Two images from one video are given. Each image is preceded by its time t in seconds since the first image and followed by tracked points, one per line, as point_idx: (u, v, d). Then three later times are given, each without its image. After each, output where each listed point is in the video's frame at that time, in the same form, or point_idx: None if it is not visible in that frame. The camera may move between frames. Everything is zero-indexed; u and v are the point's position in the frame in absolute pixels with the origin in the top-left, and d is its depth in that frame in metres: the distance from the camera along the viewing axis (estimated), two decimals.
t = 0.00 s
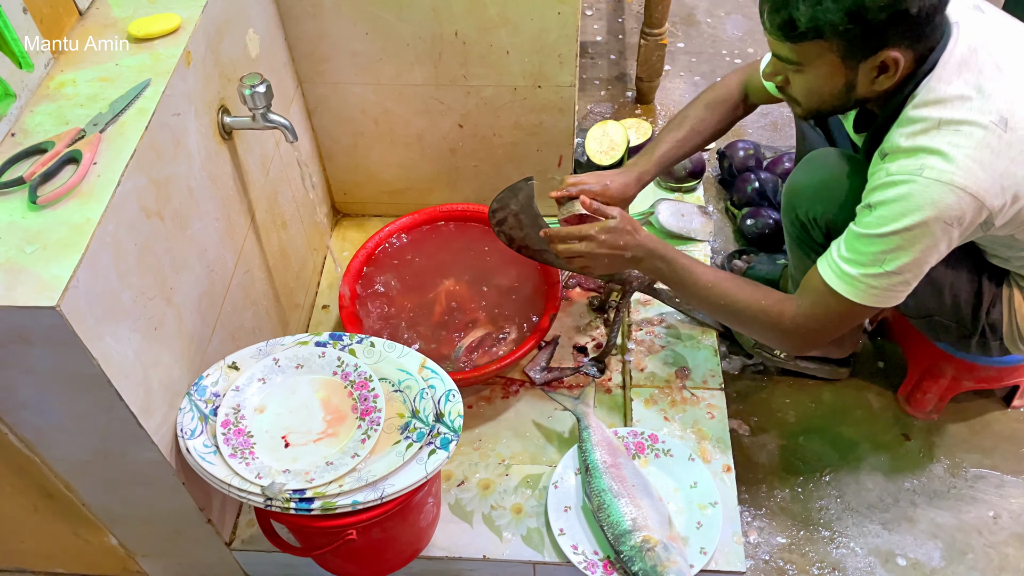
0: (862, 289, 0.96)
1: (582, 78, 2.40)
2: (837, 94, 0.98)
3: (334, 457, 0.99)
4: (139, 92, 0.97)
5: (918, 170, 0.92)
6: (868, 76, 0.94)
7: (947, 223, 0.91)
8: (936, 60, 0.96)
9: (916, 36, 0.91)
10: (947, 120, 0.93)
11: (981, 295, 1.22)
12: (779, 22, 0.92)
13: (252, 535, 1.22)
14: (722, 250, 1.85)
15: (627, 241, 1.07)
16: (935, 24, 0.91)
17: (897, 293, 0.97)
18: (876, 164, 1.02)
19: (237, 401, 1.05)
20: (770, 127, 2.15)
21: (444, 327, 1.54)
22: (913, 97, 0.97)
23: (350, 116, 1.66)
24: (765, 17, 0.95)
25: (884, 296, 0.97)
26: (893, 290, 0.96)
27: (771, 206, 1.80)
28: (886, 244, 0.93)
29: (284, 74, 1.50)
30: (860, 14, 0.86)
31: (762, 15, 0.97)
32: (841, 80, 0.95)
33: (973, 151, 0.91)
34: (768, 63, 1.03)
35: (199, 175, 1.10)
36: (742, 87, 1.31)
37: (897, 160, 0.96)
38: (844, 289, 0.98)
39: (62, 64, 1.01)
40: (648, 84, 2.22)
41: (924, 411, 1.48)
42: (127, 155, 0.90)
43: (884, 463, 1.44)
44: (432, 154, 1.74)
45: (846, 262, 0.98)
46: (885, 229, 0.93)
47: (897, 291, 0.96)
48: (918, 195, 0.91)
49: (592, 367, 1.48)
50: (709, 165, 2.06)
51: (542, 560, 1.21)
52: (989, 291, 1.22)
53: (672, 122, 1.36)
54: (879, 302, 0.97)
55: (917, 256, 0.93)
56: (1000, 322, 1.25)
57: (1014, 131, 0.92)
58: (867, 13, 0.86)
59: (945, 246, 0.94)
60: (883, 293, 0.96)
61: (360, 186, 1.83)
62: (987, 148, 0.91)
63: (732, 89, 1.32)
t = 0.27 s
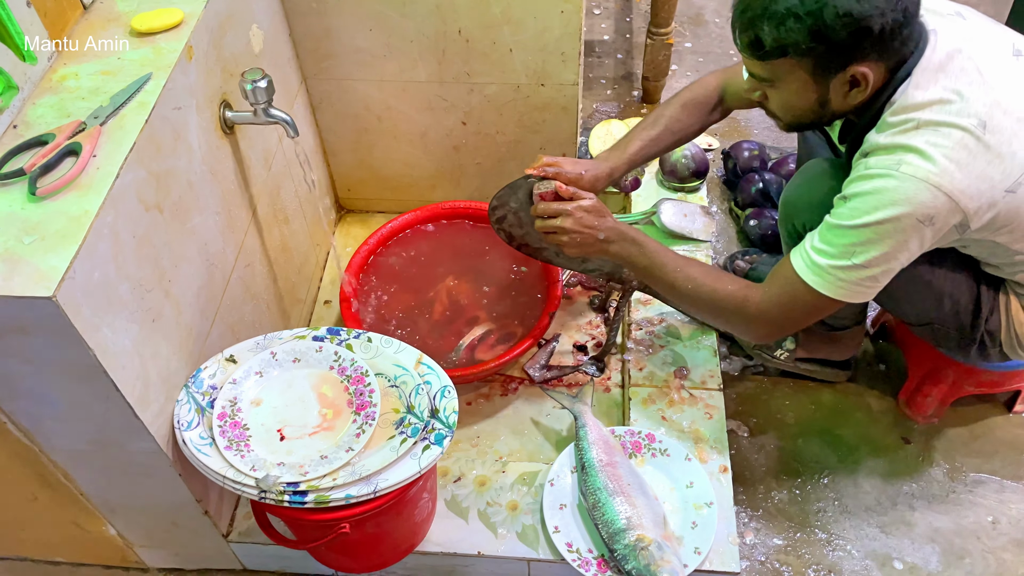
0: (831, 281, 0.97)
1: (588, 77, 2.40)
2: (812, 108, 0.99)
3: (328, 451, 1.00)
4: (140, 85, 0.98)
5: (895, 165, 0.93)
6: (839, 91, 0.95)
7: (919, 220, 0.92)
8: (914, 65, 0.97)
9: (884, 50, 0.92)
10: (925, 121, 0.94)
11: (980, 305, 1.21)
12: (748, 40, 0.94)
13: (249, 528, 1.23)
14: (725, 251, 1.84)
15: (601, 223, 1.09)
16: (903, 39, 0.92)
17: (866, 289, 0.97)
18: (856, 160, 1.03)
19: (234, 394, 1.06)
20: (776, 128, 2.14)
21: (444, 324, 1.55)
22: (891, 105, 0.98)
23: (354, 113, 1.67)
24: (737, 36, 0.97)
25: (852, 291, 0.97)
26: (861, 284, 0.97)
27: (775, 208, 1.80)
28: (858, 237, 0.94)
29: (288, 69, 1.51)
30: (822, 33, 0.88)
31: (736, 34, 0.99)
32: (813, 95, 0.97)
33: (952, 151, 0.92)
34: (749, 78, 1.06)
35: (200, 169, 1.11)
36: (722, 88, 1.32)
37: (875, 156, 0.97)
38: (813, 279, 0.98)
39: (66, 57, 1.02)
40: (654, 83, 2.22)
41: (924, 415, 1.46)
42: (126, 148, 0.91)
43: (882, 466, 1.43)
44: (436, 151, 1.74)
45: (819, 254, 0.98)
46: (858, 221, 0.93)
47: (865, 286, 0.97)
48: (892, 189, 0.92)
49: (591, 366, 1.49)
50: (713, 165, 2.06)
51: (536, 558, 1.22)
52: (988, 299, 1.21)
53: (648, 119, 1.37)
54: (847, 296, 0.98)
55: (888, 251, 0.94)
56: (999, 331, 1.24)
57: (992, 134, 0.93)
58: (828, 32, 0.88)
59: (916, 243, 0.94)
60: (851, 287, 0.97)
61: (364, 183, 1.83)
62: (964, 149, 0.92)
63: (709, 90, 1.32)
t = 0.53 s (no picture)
0: (819, 283, 0.96)
1: (595, 77, 2.39)
2: (795, 126, 1.00)
3: (326, 448, 1.00)
4: (144, 82, 0.99)
5: (881, 168, 0.94)
6: (819, 108, 0.96)
7: (906, 222, 0.91)
8: (895, 74, 0.98)
9: (858, 65, 0.93)
10: (911, 125, 0.94)
11: (983, 313, 1.21)
12: (723, 65, 0.96)
13: (249, 523, 1.24)
14: (729, 253, 1.84)
15: (597, 229, 1.11)
16: (876, 52, 0.93)
17: (856, 294, 0.96)
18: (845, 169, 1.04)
19: (233, 390, 1.06)
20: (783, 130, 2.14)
21: (446, 323, 1.55)
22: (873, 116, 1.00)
23: (359, 111, 1.67)
24: (713, 60, 0.98)
25: (842, 296, 0.96)
26: (851, 288, 0.95)
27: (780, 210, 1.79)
28: (845, 238, 0.93)
29: (294, 67, 1.51)
30: (793, 56, 0.89)
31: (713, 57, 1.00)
32: (794, 114, 0.98)
33: (938, 154, 0.92)
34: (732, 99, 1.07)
35: (203, 166, 1.11)
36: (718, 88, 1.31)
37: (863, 162, 0.98)
38: (802, 282, 0.97)
39: (71, 54, 1.02)
40: (661, 84, 2.21)
41: (926, 420, 1.46)
42: (129, 145, 0.92)
43: (884, 471, 1.43)
44: (440, 150, 1.74)
45: (808, 257, 0.98)
46: (845, 222, 0.93)
47: (855, 290, 0.95)
48: (879, 190, 0.92)
49: (593, 367, 1.49)
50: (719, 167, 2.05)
51: (534, 557, 1.22)
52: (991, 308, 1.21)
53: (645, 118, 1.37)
54: (837, 301, 0.96)
55: (876, 254, 0.93)
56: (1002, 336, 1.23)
57: (978, 137, 0.93)
58: (799, 54, 0.89)
59: (906, 247, 0.93)
60: (840, 292, 0.96)
61: (369, 181, 1.84)
62: (949, 152, 0.92)
63: (705, 89, 1.31)
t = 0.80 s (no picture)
0: (829, 279, 0.95)
1: (603, 79, 2.39)
2: (809, 127, 1.00)
3: (328, 448, 1.00)
4: (150, 81, 0.99)
5: (895, 163, 0.93)
6: (833, 108, 0.95)
7: (919, 218, 0.91)
8: (909, 75, 0.97)
9: (872, 66, 0.92)
10: (928, 121, 0.94)
11: (989, 317, 1.21)
12: (736, 65, 0.95)
13: (251, 521, 1.24)
14: (735, 255, 1.83)
15: (598, 245, 1.12)
16: (891, 53, 0.92)
17: (866, 291, 0.95)
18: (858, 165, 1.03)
19: (236, 388, 1.07)
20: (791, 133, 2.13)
21: (450, 324, 1.55)
22: (889, 114, 0.99)
23: (365, 111, 1.68)
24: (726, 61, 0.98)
25: (853, 293, 0.95)
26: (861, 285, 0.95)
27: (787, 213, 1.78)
28: (857, 234, 0.93)
29: (301, 67, 1.52)
30: (805, 57, 0.88)
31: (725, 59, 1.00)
32: (808, 114, 0.97)
33: (955, 151, 0.91)
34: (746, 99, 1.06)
35: (208, 165, 1.12)
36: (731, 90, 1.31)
37: (876, 157, 0.97)
38: (812, 278, 0.96)
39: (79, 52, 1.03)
40: (668, 86, 2.21)
41: (931, 426, 1.45)
42: (134, 143, 0.92)
43: (889, 476, 1.42)
44: (447, 151, 1.75)
45: (819, 253, 0.97)
46: (858, 218, 0.92)
47: (866, 287, 0.95)
48: (893, 185, 0.91)
49: (597, 368, 1.50)
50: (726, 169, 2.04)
51: (535, 559, 1.21)
52: (997, 312, 1.20)
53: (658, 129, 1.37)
54: (848, 298, 0.96)
55: (887, 250, 0.92)
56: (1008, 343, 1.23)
57: (994, 137, 0.93)
58: (811, 54, 0.88)
59: (917, 244, 0.93)
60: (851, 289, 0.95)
61: (375, 181, 1.84)
62: (965, 149, 0.92)
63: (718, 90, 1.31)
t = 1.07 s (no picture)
0: (841, 270, 0.94)
1: (609, 81, 2.39)
2: (828, 127, 0.99)
3: (331, 448, 1.00)
4: (156, 81, 0.99)
5: (922, 154, 0.92)
6: (852, 108, 0.95)
7: (940, 212, 0.90)
8: (931, 72, 0.96)
9: (890, 66, 0.91)
10: (956, 116, 0.93)
11: (997, 319, 1.20)
12: (752, 67, 0.95)
13: (254, 521, 1.24)
14: (741, 258, 1.82)
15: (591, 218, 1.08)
16: (910, 52, 0.92)
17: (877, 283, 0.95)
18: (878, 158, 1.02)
19: (240, 388, 1.07)
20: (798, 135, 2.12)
21: (455, 325, 1.55)
22: (908, 112, 0.98)
23: (371, 112, 1.68)
24: (741, 62, 0.97)
25: (863, 283, 0.95)
26: (873, 277, 0.94)
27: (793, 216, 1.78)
28: (876, 224, 0.92)
29: (307, 68, 1.52)
30: (822, 59, 0.88)
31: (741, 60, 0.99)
32: (826, 115, 0.96)
33: (982, 148, 0.91)
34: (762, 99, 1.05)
35: (213, 165, 1.12)
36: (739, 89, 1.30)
37: (899, 147, 0.96)
38: (824, 267, 0.96)
39: (86, 52, 1.03)
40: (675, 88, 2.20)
41: (937, 430, 1.44)
42: (139, 143, 0.92)
43: (894, 481, 1.41)
44: (452, 152, 1.75)
45: (833, 241, 0.96)
46: (879, 207, 0.91)
47: (877, 279, 0.94)
48: (917, 176, 0.90)
49: (601, 371, 1.50)
50: (732, 172, 2.04)
51: (538, 561, 1.21)
52: (1006, 313, 1.20)
53: (663, 104, 1.35)
54: (858, 290, 0.95)
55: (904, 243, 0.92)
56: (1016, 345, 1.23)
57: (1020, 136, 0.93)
58: (828, 57, 0.88)
59: (933, 238, 0.93)
60: (863, 279, 0.94)
61: (381, 182, 1.84)
62: (991, 147, 0.92)
63: (728, 87, 1.30)
